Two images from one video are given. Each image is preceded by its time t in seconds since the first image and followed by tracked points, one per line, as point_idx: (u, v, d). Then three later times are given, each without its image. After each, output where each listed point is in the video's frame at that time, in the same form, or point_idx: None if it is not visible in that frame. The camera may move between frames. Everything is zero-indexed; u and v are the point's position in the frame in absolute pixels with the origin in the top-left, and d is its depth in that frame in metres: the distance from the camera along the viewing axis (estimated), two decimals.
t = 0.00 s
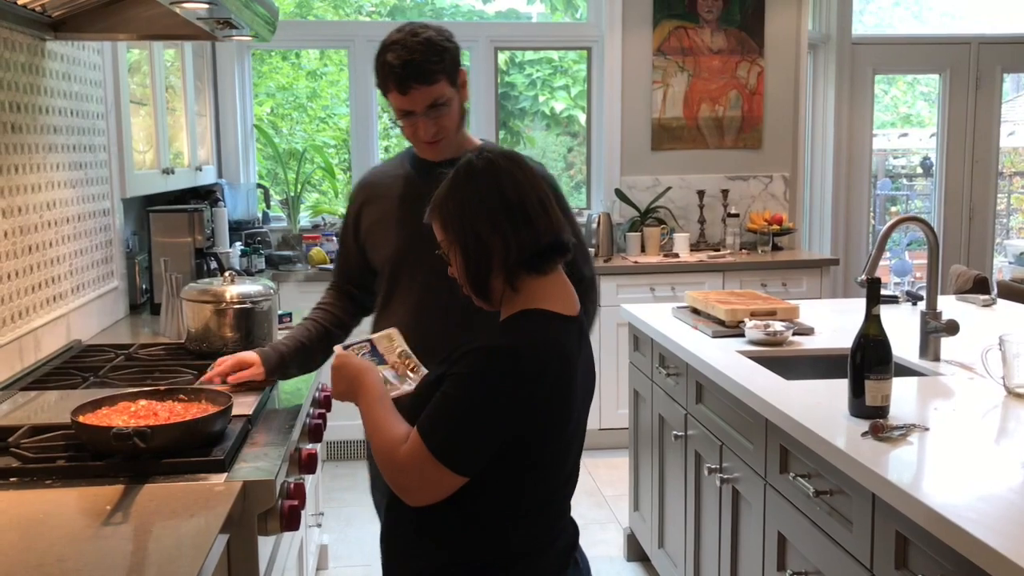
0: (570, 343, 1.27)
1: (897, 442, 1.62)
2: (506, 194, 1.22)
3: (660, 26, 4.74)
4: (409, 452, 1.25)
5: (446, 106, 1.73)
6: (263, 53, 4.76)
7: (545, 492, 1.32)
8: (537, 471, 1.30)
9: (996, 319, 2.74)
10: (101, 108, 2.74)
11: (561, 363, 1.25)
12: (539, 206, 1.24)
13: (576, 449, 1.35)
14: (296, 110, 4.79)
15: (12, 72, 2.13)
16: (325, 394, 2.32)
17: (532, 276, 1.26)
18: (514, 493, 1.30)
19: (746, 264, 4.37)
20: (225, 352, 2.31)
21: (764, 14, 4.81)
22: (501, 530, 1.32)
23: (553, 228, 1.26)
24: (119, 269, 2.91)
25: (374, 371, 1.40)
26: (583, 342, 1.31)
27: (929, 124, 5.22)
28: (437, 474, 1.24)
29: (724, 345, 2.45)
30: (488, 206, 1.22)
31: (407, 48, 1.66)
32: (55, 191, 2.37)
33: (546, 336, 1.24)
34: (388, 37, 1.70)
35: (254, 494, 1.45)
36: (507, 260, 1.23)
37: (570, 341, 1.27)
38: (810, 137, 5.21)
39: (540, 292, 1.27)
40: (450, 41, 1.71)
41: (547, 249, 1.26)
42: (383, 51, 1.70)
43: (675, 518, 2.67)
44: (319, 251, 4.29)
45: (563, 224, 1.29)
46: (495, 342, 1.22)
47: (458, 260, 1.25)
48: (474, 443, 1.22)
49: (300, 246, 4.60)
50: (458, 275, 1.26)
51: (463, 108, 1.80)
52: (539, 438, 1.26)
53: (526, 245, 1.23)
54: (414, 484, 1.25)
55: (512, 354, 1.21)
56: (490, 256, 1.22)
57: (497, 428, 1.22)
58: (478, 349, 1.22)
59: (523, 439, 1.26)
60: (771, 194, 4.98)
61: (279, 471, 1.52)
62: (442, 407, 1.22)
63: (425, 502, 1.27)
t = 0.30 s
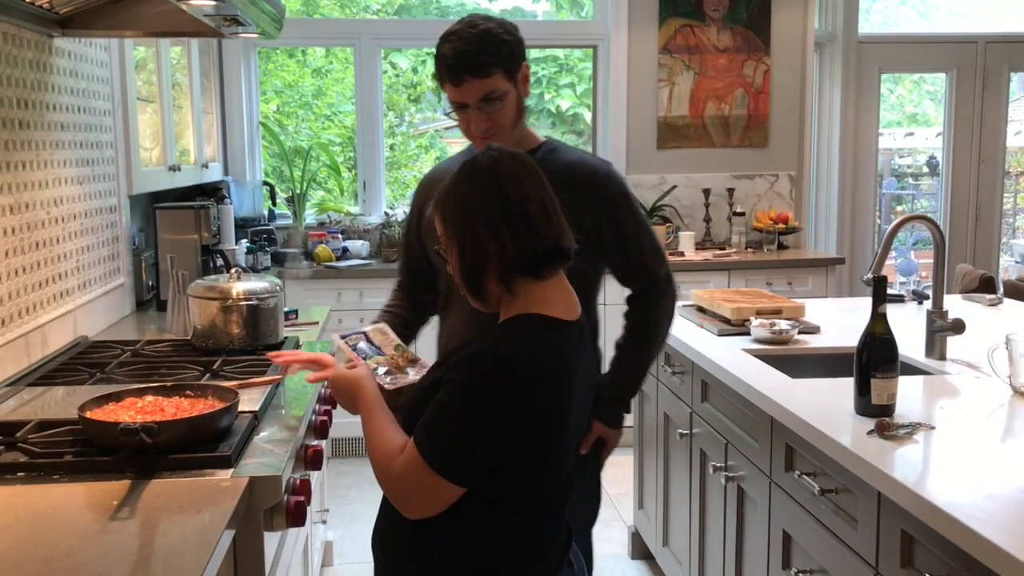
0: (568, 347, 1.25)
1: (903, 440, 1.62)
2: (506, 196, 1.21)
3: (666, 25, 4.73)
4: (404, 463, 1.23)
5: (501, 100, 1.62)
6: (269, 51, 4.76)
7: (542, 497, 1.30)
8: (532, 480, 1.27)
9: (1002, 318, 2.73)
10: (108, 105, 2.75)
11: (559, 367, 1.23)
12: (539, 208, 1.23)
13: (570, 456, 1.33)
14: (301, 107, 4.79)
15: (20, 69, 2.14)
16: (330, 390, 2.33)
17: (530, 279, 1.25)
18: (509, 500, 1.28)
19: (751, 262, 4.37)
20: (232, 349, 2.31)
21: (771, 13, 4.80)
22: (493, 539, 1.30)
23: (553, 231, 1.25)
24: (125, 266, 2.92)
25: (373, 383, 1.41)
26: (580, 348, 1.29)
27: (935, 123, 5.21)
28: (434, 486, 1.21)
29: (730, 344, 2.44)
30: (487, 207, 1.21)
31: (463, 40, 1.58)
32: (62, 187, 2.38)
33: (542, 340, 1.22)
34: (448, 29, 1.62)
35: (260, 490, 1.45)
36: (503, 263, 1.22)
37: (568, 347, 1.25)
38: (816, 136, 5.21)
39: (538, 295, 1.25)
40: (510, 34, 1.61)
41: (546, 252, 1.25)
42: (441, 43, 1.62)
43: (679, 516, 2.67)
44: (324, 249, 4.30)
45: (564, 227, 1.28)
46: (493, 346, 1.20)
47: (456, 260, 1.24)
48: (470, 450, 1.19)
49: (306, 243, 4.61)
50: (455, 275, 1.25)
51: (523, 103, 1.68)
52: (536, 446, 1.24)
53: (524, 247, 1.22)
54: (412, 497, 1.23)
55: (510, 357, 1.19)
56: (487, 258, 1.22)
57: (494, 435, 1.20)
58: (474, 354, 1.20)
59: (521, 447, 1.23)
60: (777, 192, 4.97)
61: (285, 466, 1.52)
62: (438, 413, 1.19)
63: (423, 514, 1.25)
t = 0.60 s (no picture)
0: (577, 339, 1.24)
1: (907, 434, 1.62)
2: (513, 191, 1.20)
3: (671, 19, 4.72)
4: (417, 456, 1.23)
5: (530, 90, 1.54)
6: (273, 45, 4.76)
7: (552, 489, 1.30)
8: (544, 474, 1.27)
9: (1007, 313, 2.73)
10: (112, 99, 2.75)
11: (568, 359, 1.22)
12: (544, 203, 1.22)
13: (580, 448, 1.32)
14: (305, 102, 4.79)
15: (24, 61, 2.14)
16: (334, 384, 2.33)
17: (535, 272, 1.24)
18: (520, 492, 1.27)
19: (755, 257, 4.36)
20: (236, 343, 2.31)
21: (776, 7, 4.78)
22: (505, 532, 1.30)
23: (559, 225, 1.24)
24: (130, 260, 2.92)
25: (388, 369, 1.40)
26: (588, 339, 1.29)
27: (940, 118, 5.19)
28: (446, 479, 1.21)
29: (734, 338, 2.44)
30: (491, 201, 1.20)
31: (489, 33, 1.51)
32: (67, 181, 2.39)
33: (551, 332, 1.21)
34: (477, 23, 1.56)
35: (265, 483, 1.45)
36: (507, 258, 1.21)
37: (575, 338, 1.24)
38: (821, 131, 5.20)
39: (544, 287, 1.24)
40: (538, 24, 1.53)
41: (552, 246, 1.24)
42: (469, 37, 1.56)
43: (683, 511, 2.67)
44: (328, 244, 4.31)
45: (570, 219, 1.27)
46: (503, 339, 1.20)
47: (461, 253, 1.24)
48: (479, 443, 1.19)
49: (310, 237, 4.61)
50: (461, 266, 1.25)
51: (556, 94, 1.60)
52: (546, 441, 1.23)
53: (529, 240, 1.21)
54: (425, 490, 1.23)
55: (520, 350, 1.19)
56: (491, 253, 1.21)
57: (505, 428, 1.20)
58: (483, 347, 1.20)
59: (531, 441, 1.22)
60: (781, 187, 4.96)
61: (289, 458, 1.53)
62: (450, 406, 1.19)
63: (436, 506, 1.25)
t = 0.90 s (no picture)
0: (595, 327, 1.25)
1: (910, 430, 1.62)
2: (532, 186, 1.19)
3: (674, 14, 4.71)
4: (445, 443, 1.22)
5: (548, 85, 1.49)
6: (275, 41, 4.76)
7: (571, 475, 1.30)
8: (565, 459, 1.27)
9: (1010, 309, 2.72)
10: (114, 94, 2.75)
11: (588, 347, 1.22)
12: (562, 198, 1.21)
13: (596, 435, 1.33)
14: (307, 97, 4.79)
15: (26, 57, 2.13)
16: (337, 379, 2.34)
17: (550, 267, 1.23)
18: (539, 479, 1.28)
19: (757, 253, 4.35)
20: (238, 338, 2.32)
21: (779, 3, 4.77)
22: (529, 515, 1.31)
23: (575, 219, 1.24)
24: (132, 255, 2.93)
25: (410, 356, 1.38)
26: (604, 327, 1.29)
27: (943, 114, 5.18)
28: (473, 465, 1.21)
29: (737, 334, 2.44)
30: (510, 197, 1.19)
31: (506, 27, 1.46)
32: (69, 176, 2.38)
33: (570, 322, 1.21)
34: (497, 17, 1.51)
35: (268, 479, 1.45)
36: (524, 253, 1.21)
37: (593, 326, 1.24)
38: (824, 127, 5.19)
39: (561, 280, 1.24)
40: (557, 17, 1.47)
41: (566, 242, 1.23)
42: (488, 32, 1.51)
43: (685, 506, 2.68)
44: (330, 239, 4.31)
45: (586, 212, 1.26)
46: (524, 329, 1.20)
47: (477, 247, 1.23)
48: (504, 430, 1.19)
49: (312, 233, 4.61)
50: (477, 260, 1.24)
51: (576, 88, 1.54)
52: (568, 428, 1.24)
53: (544, 235, 1.21)
54: (451, 476, 1.22)
55: (543, 339, 1.19)
56: (508, 249, 1.21)
57: (529, 418, 1.19)
58: (505, 337, 1.20)
59: (555, 428, 1.22)
60: (784, 183, 4.96)
61: (293, 454, 1.53)
62: (473, 396, 1.19)
63: (463, 493, 1.24)
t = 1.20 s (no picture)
0: (605, 329, 1.24)
1: (910, 432, 1.62)
2: (562, 181, 1.18)
3: (675, 14, 4.71)
4: (457, 438, 1.21)
5: (557, 89, 1.48)
6: (276, 39, 4.76)
7: (578, 474, 1.30)
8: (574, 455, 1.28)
9: (1011, 311, 2.72)
10: (115, 92, 2.75)
11: (597, 348, 1.22)
12: (588, 195, 1.20)
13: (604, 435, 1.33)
14: (308, 96, 4.79)
15: (26, 55, 2.13)
16: (337, 379, 2.33)
17: (566, 266, 1.22)
18: (545, 476, 1.28)
19: (758, 254, 4.35)
20: (238, 338, 2.32)
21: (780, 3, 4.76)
22: (538, 509, 1.31)
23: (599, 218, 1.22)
24: (132, 254, 2.93)
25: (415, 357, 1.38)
26: (614, 328, 1.29)
27: (944, 115, 5.18)
28: (485, 460, 1.20)
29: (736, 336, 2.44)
30: (540, 190, 1.18)
31: (513, 31, 1.46)
32: (69, 174, 2.38)
33: (580, 322, 1.21)
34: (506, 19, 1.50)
35: (267, 478, 1.45)
36: (547, 248, 1.20)
37: (604, 326, 1.24)
38: (825, 127, 5.19)
39: (574, 279, 1.24)
40: (566, 20, 1.46)
41: (588, 243, 1.22)
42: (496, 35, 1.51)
43: (684, 507, 2.68)
44: (330, 238, 4.31)
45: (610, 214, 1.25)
46: (535, 328, 1.19)
47: (500, 238, 1.22)
48: (515, 427, 1.19)
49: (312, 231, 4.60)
50: (495, 249, 1.23)
51: (587, 89, 1.53)
52: (578, 425, 1.24)
53: (567, 233, 1.20)
54: (463, 469, 1.22)
55: (553, 337, 1.19)
56: (532, 245, 1.20)
57: (538, 415, 1.19)
58: (517, 335, 1.19)
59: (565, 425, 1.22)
60: (784, 184, 4.96)
61: (292, 454, 1.53)
62: (482, 392, 1.19)
63: (473, 485, 1.25)
